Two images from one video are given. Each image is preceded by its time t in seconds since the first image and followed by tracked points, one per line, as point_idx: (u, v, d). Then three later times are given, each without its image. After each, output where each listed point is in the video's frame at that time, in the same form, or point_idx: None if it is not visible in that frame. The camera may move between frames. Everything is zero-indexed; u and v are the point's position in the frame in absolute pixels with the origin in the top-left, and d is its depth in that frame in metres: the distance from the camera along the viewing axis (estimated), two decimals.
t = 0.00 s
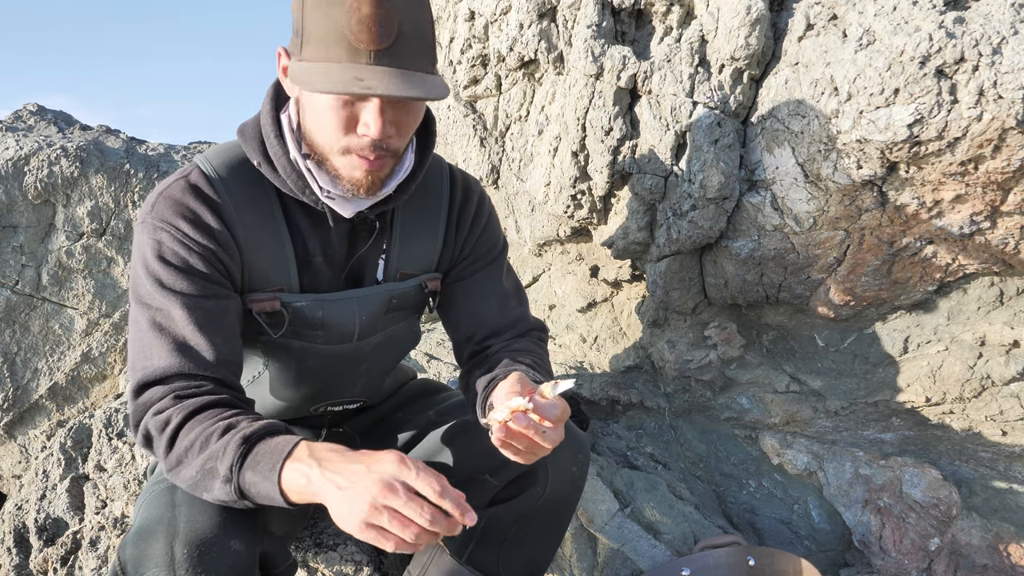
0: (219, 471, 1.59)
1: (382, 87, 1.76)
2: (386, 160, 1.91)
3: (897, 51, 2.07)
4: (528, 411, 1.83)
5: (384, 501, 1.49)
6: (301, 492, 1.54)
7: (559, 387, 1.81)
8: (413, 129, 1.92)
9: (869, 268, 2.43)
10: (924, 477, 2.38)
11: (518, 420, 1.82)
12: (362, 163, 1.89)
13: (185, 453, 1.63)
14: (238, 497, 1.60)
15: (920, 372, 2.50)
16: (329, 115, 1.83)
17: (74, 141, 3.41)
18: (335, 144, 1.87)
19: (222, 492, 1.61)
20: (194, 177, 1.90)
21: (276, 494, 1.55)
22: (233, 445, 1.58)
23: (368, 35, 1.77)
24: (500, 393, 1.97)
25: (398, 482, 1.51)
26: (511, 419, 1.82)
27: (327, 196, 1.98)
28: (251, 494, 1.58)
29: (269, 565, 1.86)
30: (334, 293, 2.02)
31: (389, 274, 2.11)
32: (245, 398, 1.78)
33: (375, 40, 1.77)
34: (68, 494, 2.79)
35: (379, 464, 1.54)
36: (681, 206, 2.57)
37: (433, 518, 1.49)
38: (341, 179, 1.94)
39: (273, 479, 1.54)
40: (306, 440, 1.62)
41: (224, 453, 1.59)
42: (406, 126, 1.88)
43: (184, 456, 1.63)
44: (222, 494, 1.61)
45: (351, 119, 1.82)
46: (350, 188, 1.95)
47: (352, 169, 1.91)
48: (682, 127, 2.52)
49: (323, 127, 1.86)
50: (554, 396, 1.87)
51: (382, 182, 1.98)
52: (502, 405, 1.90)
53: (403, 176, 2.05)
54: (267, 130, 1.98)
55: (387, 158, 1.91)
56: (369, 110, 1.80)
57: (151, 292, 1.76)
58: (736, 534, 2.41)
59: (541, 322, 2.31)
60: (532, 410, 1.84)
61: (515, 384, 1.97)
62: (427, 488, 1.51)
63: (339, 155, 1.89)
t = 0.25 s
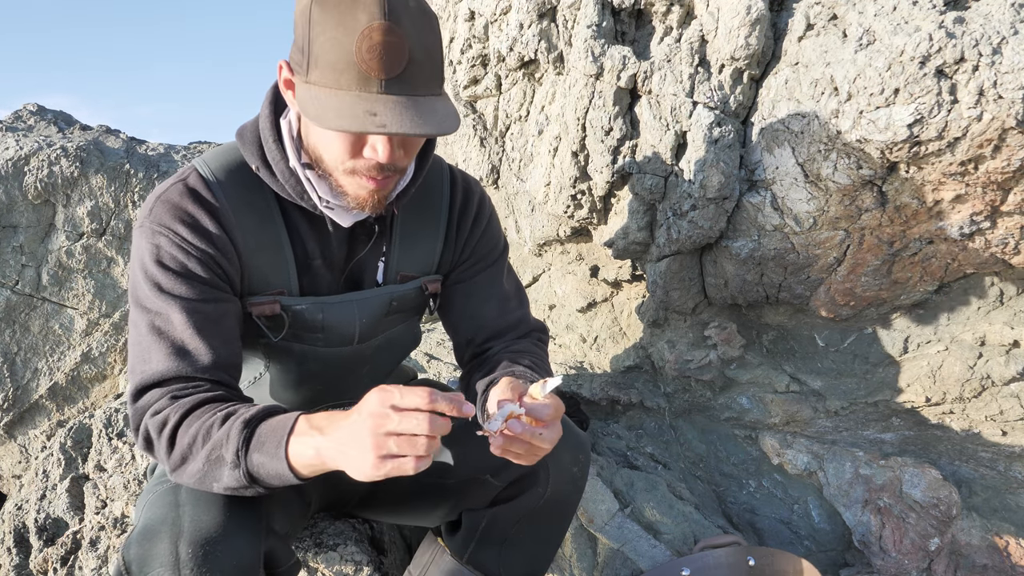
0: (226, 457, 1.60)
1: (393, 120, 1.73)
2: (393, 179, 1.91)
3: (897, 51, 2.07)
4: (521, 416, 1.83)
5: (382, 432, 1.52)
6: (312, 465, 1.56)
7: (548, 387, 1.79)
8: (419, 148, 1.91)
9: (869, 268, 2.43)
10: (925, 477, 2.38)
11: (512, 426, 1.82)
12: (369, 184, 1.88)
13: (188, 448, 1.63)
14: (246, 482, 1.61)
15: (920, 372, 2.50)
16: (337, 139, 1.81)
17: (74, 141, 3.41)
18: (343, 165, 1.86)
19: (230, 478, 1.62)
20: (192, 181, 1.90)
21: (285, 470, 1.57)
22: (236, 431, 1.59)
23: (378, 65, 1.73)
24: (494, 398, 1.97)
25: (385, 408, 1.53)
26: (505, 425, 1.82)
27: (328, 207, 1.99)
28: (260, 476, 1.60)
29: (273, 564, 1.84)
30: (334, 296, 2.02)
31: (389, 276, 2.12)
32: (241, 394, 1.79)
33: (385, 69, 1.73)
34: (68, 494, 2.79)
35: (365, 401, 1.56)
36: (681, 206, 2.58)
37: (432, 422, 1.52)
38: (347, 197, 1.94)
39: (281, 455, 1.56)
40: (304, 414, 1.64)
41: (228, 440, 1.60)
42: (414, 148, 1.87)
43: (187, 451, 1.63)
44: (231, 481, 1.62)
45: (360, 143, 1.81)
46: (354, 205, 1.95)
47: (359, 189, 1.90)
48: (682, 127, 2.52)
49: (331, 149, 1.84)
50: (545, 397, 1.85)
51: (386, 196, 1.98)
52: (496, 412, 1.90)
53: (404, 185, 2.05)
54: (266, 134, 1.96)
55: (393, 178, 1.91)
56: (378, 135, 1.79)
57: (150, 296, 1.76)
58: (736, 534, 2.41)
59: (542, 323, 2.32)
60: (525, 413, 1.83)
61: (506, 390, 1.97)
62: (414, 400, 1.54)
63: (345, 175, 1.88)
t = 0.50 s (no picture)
0: (228, 459, 1.60)
1: (390, 134, 1.73)
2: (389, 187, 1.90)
3: (897, 51, 2.07)
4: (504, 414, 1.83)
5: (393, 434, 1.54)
6: (314, 467, 1.56)
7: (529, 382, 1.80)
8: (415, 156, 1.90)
9: (869, 268, 2.43)
10: (924, 477, 2.38)
11: (497, 426, 1.82)
12: (365, 192, 1.88)
13: (190, 448, 1.62)
14: (248, 483, 1.61)
15: (920, 372, 2.50)
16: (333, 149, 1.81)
17: (74, 141, 3.41)
18: (339, 173, 1.85)
19: (232, 480, 1.62)
20: (189, 181, 1.90)
21: (288, 472, 1.57)
22: (239, 432, 1.60)
23: (375, 76, 1.72)
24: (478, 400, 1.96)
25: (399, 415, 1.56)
26: (489, 426, 1.82)
27: (324, 209, 1.98)
28: (262, 478, 1.60)
29: (270, 564, 1.84)
30: (332, 296, 2.02)
31: (386, 276, 2.12)
32: (240, 395, 1.79)
33: (381, 81, 1.73)
34: (68, 494, 2.79)
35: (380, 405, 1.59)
36: (681, 206, 2.58)
37: (441, 433, 1.55)
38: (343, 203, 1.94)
39: (285, 457, 1.57)
40: (309, 418, 1.65)
41: (230, 441, 1.60)
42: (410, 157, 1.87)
43: (188, 452, 1.63)
44: (232, 482, 1.62)
45: (356, 153, 1.80)
46: (351, 212, 1.95)
47: (355, 197, 1.90)
48: (682, 127, 2.52)
49: (327, 157, 1.84)
50: (527, 393, 1.85)
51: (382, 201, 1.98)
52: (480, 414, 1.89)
53: (401, 188, 2.04)
54: (263, 135, 1.95)
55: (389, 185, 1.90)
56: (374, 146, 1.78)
57: (148, 297, 1.76)
58: (736, 534, 2.41)
59: (540, 322, 2.31)
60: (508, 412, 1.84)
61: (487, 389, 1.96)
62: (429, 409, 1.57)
63: (341, 183, 1.88)
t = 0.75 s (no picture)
0: (226, 460, 1.60)
1: (379, 138, 1.73)
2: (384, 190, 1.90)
3: (897, 51, 2.07)
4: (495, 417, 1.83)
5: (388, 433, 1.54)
6: (311, 468, 1.56)
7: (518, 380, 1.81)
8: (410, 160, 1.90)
9: (869, 268, 2.44)
10: (925, 477, 2.38)
11: (489, 429, 1.81)
12: (360, 195, 1.88)
13: (187, 449, 1.63)
14: (245, 485, 1.61)
15: (920, 372, 2.50)
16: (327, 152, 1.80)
17: (74, 141, 3.41)
18: (333, 176, 1.85)
19: (229, 481, 1.61)
20: (186, 182, 1.90)
21: (285, 473, 1.57)
22: (237, 433, 1.60)
23: (365, 81, 1.72)
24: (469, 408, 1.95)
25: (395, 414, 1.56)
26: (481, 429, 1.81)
27: (320, 211, 1.97)
28: (260, 479, 1.60)
29: (268, 564, 1.83)
30: (330, 296, 2.02)
31: (385, 276, 2.12)
32: (237, 395, 1.79)
33: (371, 85, 1.73)
34: (68, 494, 2.79)
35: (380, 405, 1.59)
36: (681, 206, 2.58)
37: (438, 435, 1.55)
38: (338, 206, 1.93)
39: (282, 458, 1.57)
40: (308, 419, 1.65)
41: (227, 442, 1.60)
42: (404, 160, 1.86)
43: (185, 453, 1.63)
44: (230, 484, 1.62)
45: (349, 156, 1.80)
46: (346, 215, 1.94)
47: (350, 199, 1.89)
48: (682, 127, 2.52)
49: (322, 161, 1.84)
50: (517, 392, 1.86)
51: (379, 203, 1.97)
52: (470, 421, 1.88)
53: (399, 189, 2.03)
54: (259, 135, 1.94)
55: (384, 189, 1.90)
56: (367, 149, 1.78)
57: (145, 298, 1.76)
58: (736, 534, 2.41)
59: (539, 322, 2.31)
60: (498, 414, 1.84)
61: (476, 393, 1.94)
62: (427, 408, 1.58)
63: (336, 186, 1.87)
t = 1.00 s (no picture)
0: (226, 461, 1.60)
1: (369, 136, 1.73)
2: (378, 189, 1.90)
3: (897, 51, 2.07)
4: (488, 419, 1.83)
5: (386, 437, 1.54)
6: (310, 471, 1.56)
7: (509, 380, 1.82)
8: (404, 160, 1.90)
9: (869, 268, 2.43)
10: (924, 477, 2.38)
11: (484, 432, 1.81)
12: (355, 193, 1.88)
13: (187, 450, 1.63)
14: (246, 486, 1.61)
15: (920, 372, 2.50)
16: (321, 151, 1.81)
17: (74, 141, 3.42)
18: (328, 175, 1.85)
19: (230, 482, 1.61)
20: (184, 182, 1.90)
21: (286, 475, 1.57)
22: (237, 435, 1.60)
23: (356, 79, 1.73)
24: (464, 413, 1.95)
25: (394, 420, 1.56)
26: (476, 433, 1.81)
27: (318, 211, 1.96)
28: (260, 480, 1.60)
29: (267, 564, 1.81)
30: (329, 296, 2.03)
31: (384, 276, 2.12)
32: (237, 395, 1.80)
33: (362, 84, 1.73)
34: (68, 494, 2.79)
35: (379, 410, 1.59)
36: (681, 206, 2.58)
37: (434, 440, 1.54)
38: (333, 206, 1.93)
39: (282, 460, 1.56)
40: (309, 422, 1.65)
41: (227, 443, 1.60)
42: (398, 159, 1.87)
43: (185, 454, 1.63)
44: (230, 485, 1.62)
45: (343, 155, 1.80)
46: (340, 215, 1.94)
47: (344, 198, 1.89)
48: (682, 127, 2.52)
49: (316, 159, 1.84)
50: (510, 393, 1.86)
51: (375, 204, 1.96)
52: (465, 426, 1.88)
53: (396, 189, 2.02)
54: (258, 135, 1.93)
55: (378, 188, 1.90)
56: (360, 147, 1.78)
57: (143, 298, 1.76)
58: (735, 534, 2.41)
59: (538, 322, 2.31)
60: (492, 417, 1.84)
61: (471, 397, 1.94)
62: (426, 414, 1.58)
63: (331, 184, 1.87)
